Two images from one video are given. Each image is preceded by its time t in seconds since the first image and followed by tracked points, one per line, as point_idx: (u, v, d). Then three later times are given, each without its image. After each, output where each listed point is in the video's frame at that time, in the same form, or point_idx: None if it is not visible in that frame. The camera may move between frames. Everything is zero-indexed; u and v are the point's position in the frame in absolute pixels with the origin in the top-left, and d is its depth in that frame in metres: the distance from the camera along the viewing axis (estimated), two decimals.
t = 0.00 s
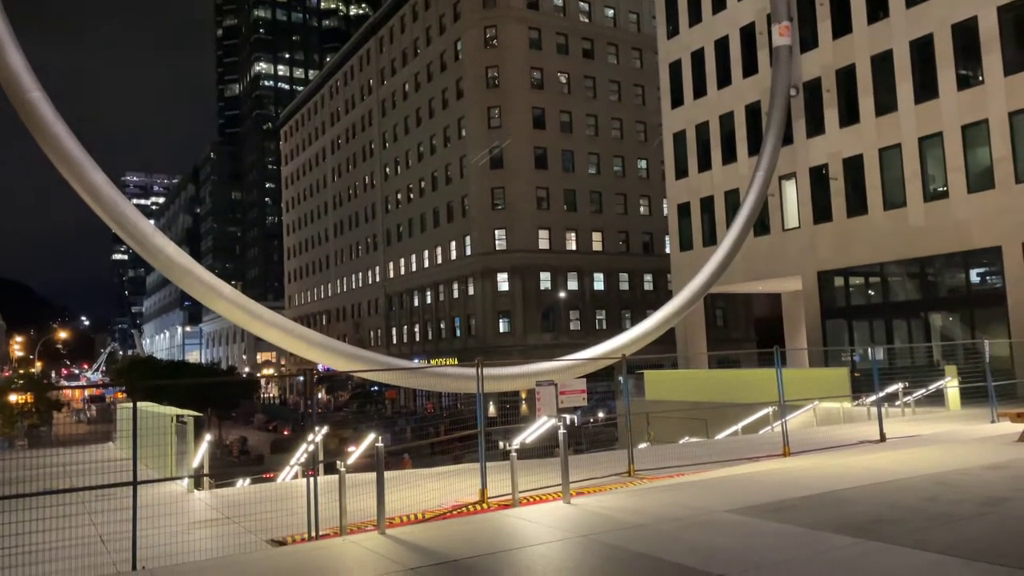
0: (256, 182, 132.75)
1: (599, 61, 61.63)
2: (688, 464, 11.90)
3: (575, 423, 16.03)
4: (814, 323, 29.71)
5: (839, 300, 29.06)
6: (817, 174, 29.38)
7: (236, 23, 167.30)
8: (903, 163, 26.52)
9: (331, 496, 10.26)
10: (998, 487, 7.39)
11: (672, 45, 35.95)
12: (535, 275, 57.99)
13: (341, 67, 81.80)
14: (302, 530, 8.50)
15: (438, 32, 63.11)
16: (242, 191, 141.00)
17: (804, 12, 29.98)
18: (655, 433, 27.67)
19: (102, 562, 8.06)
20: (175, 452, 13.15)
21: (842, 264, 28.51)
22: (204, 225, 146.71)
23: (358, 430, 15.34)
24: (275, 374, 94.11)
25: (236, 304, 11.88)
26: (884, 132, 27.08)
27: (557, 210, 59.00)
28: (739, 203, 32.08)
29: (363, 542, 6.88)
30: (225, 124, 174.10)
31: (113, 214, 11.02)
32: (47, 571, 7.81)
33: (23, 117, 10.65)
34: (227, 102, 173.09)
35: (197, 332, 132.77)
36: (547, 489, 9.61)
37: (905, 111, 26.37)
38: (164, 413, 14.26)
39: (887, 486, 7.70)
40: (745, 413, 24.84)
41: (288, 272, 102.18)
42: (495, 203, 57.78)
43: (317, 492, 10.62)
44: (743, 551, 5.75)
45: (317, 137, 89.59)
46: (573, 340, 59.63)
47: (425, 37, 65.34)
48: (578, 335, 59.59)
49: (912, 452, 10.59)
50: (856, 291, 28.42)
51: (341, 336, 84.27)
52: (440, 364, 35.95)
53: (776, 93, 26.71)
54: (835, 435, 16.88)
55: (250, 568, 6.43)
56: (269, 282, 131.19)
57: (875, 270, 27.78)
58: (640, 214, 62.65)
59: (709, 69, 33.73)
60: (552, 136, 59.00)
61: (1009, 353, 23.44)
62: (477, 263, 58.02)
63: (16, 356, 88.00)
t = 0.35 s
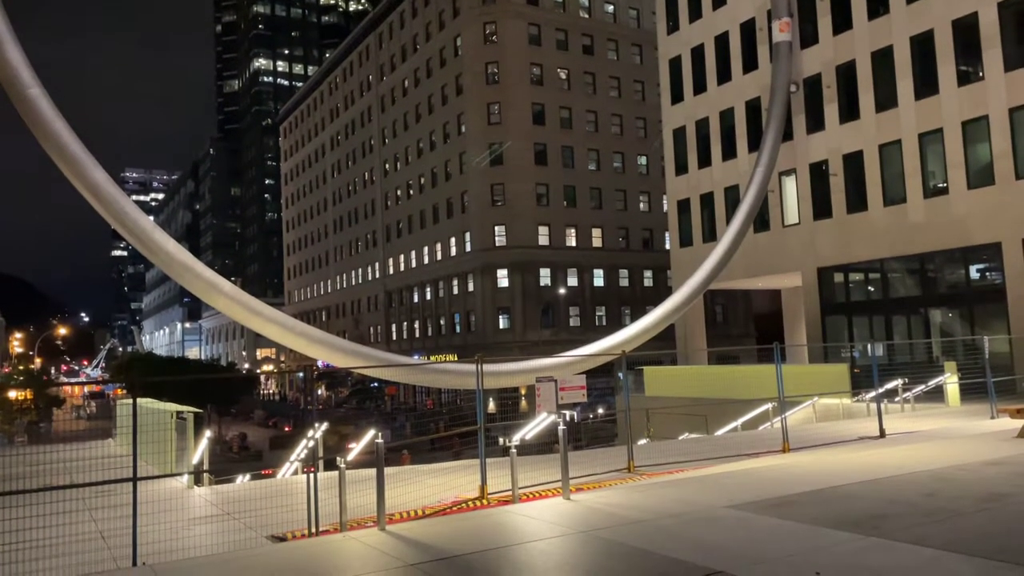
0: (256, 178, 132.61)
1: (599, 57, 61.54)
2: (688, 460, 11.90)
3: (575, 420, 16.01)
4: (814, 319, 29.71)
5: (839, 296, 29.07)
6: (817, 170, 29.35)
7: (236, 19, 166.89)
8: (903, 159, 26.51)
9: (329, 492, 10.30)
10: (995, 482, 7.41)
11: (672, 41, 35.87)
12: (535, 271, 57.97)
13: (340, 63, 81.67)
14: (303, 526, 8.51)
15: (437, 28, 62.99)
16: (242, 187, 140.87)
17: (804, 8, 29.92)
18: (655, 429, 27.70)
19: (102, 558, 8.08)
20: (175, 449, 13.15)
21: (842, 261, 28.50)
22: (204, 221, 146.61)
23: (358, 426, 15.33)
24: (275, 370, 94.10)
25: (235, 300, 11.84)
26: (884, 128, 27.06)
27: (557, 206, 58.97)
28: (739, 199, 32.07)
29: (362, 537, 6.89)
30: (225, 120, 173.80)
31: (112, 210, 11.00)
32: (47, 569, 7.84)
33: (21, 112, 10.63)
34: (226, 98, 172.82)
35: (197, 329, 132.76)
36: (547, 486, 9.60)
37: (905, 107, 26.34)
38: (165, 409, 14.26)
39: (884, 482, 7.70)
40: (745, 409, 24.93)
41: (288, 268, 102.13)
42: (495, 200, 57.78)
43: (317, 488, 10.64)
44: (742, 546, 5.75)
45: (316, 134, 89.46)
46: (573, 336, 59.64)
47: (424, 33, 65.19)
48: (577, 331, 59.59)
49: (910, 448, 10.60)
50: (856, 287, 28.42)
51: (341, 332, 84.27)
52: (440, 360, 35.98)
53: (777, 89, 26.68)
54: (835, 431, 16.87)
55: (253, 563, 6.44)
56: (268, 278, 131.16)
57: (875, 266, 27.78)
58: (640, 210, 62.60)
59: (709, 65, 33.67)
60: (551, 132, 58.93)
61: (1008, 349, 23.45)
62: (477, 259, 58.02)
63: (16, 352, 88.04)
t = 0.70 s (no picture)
0: (255, 180, 132.73)
1: (596, 57, 61.63)
2: (681, 459, 12.00)
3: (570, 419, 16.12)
4: (810, 318, 29.80)
5: (835, 295, 29.14)
6: (813, 169, 29.43)
7: (234, 21, 167.10)
8: (898, 158, 26.58)
9: (324, 493, 10.40)
10: (979, 480, 7.50)
11: (668, 41, 35.94)
12: (534, 271, 58.05)
13: (338, 64, 81.75)
14: (295, 527, 8.59)
15: (435, 29, 63.07)
16: (241, 189, 140.99)
17: (799, 7, 29.99)
18: (653, 429, 27.79)
19: (100, 558, 8.20)
20: (171, 451, 13.22)
21: (838, 259, 28.59)
22: (204, 223, 146.80)
23: (356, 428, 15.38)
24: (275, 372, 94.23)
25: (232, 302, 11.92)
26: (879, 127, 27.13)
27: (555, 206, 59.04)
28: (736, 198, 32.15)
29: (354, 538, 6.98)
30: (224, 123, 174.02)
31: (109, 213, 11.07)
32: (47, 568, 7.96)
33: (18, 116, 10.69)
34: (225, 100, 173.11)
35: (197, 331, 132.86)
36: (538, 486, 9.69)
37: (900, 106, 26.41)
38: (161, 412, 14.32)
39: (869, 479, 7.80)
40: (741, 408, 24.99)
41: (287, 270, 102.25)
42: (493, 200, 57.93)
43: (311, 490, 10.74)
44: (723, 544, 5.83)
45: (315, 135, 89.57)
46: (572, 336, 59.73)
47: (422, 34, 65.25)
48: (576, 331, 59.67)
49: (898, 445, 10.70)
50: (853, 287, 28.49)
51: (341, 333, 84.37)
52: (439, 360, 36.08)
53: (772, 88, 26.76)
54: (829, 429, 16.97)
55: (247, 563, 6.54)
56: (268, 279, 131.36)
57: (871, 265, 27.86)
58: (638, 210, 62.71)
59: (705, 65, 33.75)
60: (549, 133, 59.01)
61: (1004, 347, 23.53)
62: (475, 259, 58.14)
63: (17, 356, 88.19)
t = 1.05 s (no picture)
0: (254, 182, 132.98)
1: (594, 60, 61.90)
2: (668, 460, 12.24)
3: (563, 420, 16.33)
4: (803, 321, 30.05)
5: (828, 298, 29.40)
6: (806, 174, 29.69)
7: (233, 24, 167.56)
8: (889, 163, 26.86)
9: (317, 492, 10.71)
10: (951, 479, 7.76)
11: (663, 46, 36.24)
12: (531, 274, 58.29)
13: (337, 67, 82.03)
14: (286, 526, 8.87)
15: (433, 33, 63.40)
16: (240, 191, 141.25)
17: (792, 13, 30.29)
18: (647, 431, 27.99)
19: (100, 553, 8.53)
20: (169, 453, 13.45)
21: (830, 263, 28.85)
22: (203, 225, 146.99)
23: (353, 431, 15.59)
24: (273, 374, 94.42)
25: (228, 305, 12.14)
26: (870, 132, 27.41)
27: (552, 209, 59.31)
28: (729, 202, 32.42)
29: (341, 535, 7.23)
30: (223, 125, 174.35)
31: (106, 217, 11.28)
32: (49, 563, 8.29)
33: (17, 122, 10.90)
34: (224, 102, 173.51)
35: (196, 333, 132.97)
36: (524, 487, 9.92)
37: (892, 111, 26.69)
38: (158, 415, 14.54)
39: (843, 479, 8.04)
40: (735, 411, 25.16)
41: (286, 272, 102.46)
42: (491, 203, 58.27)
43: (302, 490, 11.02)
44: (695, 540, 6.07)
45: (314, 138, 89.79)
46: (569, 338, 59.97)
47: (421, 37, 65.54)
48: (573, 333, 59.91)
49: (877, 447, 10.96)
50: (845, 290, 28.75)
51: (339, 335, 84.54)
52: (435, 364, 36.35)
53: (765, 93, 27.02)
54: (817, 431, 17.20)
55: (235, 559, 6.83)
56: (267, 281, 131.61)
57: (863, 268, 28.12)
58: (634, 212, 63.00)
59: (699, 70, 34.03)
60: (546, 136, 59.29)
61: (993, 349, 23.77)
62: (473, 262, 58.42)
63: (16, 357, 88.29)
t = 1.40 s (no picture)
0: (254, 184, 133.40)
1: (591, 63, 62.25)
2: (655, 459, 12.59)
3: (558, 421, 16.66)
4: (796, 324, 30.38)
5: (820, 301, 29.74)
6: (799, 178, 30.03)
7: (232, 26, 168.14)
8: (880, 167, 27.21)
9: (312, 490, 11.05)
10: (920, 478, 8.11)
11: (658, 51, 36.60)
12: (528, 276, 58.60)
13: (337, 69, 82.38)
14: (280, 521, 9.20)
15: (431, 36, 63.78)
16: (240, 193, 141.64)
17: (785, 19, 30.66)
18: (641, 432, 28.29)
19: (104, 545, 8.92)
20: (169, 451, 13.78)
21: (822, 266, 29.20)
22: (203, 226, 147.34)
23: (352, 431, 15.91)
24: (272, 375, 94.60)
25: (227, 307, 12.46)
26: (862, 137, 27.76)
27: (550, 211, 59.65)
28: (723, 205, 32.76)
29: (333, 529, 7.56)
30: (222, 126, 174.87)
31: (106, 220, 11.60)
32: (53, 556, 8.63)
33: (20, 127, 11.25)
34: (224, 104, 173.92)
35: (195, 334, 133.18)
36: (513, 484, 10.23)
37: (882, 116, 27.04)
38: (158, 414, 14.88)
39: (812, 478, 8.40)
40: (727, 412, 25.47)
41: (285, 273, 102.76)
42: (489, 205, 58.60)
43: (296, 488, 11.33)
44: (667, 534, 6.38)
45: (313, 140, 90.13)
46: (566, 340, 60.30)
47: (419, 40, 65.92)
48: (570, 335, 60.24)
49: (856, 447, 11.32)
50: (838, 292, 29.07)
51: (338, 337, 84.83)
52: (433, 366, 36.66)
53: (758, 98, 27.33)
54: (803, 432, 17.55)
55: (232, 550, 7.19)
56: (266, 283, 131.93)
57: (855, 271, 28.46)
58: (632, 215, 63.33)
59: (694, 75, 34.39)
60: (544, 138, 59.64)
61: (982, 352, 24.09)
62: (471, 264, 58.75)
63: (15, 358, 88.55)
